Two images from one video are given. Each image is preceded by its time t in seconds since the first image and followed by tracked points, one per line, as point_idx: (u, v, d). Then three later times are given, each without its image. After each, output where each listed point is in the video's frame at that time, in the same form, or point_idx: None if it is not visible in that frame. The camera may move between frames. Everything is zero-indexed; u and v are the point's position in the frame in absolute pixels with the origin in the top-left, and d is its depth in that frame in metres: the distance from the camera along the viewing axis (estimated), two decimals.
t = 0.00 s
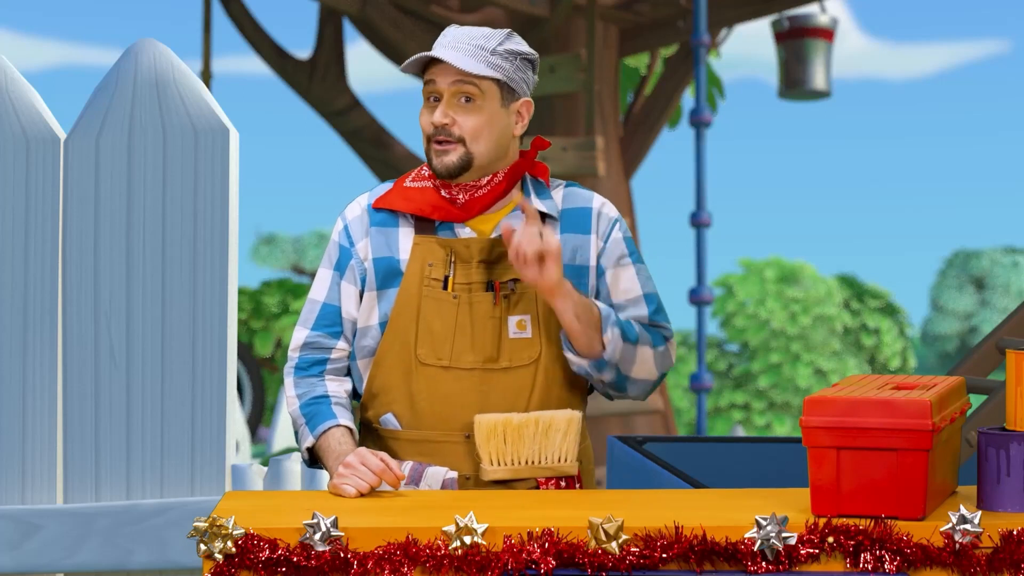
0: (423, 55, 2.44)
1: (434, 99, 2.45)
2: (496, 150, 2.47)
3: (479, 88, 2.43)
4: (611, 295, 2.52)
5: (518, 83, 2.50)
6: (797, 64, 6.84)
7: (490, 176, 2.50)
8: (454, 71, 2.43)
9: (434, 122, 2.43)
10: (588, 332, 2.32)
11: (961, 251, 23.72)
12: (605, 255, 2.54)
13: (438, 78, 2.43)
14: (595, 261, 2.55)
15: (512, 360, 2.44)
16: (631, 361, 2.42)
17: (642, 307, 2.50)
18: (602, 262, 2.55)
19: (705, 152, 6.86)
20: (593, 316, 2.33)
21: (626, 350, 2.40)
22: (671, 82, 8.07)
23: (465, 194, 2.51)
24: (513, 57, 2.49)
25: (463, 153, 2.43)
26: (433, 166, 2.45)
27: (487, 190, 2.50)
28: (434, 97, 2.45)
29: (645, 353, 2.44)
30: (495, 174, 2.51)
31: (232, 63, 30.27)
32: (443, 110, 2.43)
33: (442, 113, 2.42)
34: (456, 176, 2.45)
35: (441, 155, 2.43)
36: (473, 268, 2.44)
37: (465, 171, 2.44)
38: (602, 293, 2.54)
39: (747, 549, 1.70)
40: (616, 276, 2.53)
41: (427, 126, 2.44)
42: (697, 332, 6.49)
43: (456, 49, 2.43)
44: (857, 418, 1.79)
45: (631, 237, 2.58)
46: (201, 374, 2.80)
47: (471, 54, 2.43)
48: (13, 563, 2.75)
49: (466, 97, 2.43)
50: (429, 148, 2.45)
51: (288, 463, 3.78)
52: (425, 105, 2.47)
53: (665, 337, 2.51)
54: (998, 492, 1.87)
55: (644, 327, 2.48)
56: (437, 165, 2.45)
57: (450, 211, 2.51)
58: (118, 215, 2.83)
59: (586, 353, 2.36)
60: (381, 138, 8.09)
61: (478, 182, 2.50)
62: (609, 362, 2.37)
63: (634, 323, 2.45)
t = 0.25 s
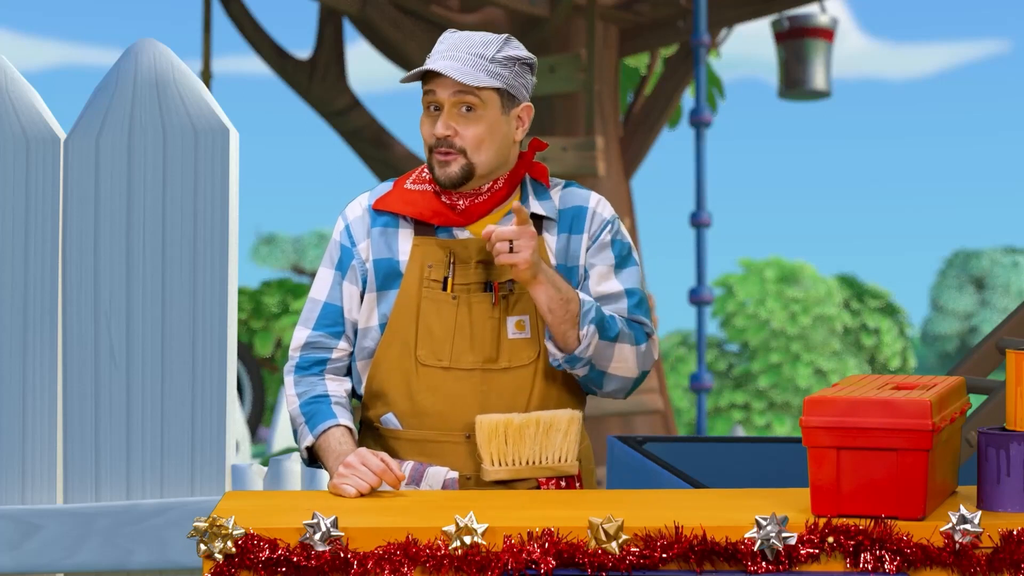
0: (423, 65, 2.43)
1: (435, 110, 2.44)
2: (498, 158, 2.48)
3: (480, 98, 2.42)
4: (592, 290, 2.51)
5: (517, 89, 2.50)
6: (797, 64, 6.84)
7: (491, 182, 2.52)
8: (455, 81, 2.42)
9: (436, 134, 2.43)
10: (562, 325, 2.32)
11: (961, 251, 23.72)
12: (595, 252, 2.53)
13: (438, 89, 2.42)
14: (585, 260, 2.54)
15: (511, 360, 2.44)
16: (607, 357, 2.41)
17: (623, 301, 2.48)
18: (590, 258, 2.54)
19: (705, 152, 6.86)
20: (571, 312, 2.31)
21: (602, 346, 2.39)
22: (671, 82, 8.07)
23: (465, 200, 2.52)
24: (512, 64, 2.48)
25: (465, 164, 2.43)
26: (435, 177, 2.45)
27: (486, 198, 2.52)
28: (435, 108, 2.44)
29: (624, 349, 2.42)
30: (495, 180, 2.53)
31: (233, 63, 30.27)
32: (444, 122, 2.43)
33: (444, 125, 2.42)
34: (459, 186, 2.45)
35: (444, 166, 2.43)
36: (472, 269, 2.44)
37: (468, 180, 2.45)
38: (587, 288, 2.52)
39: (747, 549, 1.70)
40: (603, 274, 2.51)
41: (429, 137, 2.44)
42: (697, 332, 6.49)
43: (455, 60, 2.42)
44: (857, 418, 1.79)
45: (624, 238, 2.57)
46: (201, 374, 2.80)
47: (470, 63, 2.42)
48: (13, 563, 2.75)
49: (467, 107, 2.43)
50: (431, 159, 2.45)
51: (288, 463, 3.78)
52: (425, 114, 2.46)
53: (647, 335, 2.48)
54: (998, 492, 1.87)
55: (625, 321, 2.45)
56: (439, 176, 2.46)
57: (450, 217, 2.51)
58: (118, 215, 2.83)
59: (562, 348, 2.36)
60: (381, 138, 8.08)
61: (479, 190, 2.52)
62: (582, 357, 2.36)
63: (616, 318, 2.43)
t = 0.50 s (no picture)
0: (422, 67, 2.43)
1: (435, 112, 2.45)
2: (497, 161, 2.48)
3: (479, 101, 2.42)
4: (591, 293, 2.51)
5: (516, 90, 2.50)
6: (797, 64, 6.84)
7: (490, 184, 2.52)
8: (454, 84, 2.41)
9: (435, 137, 2.43)
10: (562, 329, 2.33)
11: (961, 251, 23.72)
12: (594, 254, 2.53)
13: (437, 91, 2.42)
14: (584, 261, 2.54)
15: (510, 361, 2.44)
16: (605, 362, 2.42)
17: (623, 306, 2.49)
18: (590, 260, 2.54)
19: (705, 152, 6.85)
20: (571, 317, 2.32)
21: (601, 351, 2.40)
22: (671, 82, 8.07)
23: (464, 202, 2.52)
24: (511, 65, 2.48)
25: (464, 167, 2.43)
26: (434, 179, 2.45)
27: (485, 200, 2.52)
28: (435, 110, 2.44)
29: (622, 352, 2.43)
30: (495, 181, 2.52)
31: (232, 62, 30.27)
32: (444, 126, 2.43)
33: (443, 129, 2.42)
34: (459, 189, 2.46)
35: (443, 169, 2.43)
36: (471, 270, 2.43)
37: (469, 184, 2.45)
38: (586, 290, 2.52)
39: (747, 549, 1.70)
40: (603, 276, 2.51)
41: (428, 141, 2.45)
42: (697, 332, 6.48)
43: (455, 62, 2.41)
44: (857, 418, 1.79)
45: (624, 241, 2.57)
46: (201, 374, 2.80)
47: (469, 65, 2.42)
48: (13, 563, 2.75)
49: (466, 110, 2.43)
50: (431, 162, 2.45)
51: (288, 463, 3.78)
52: (425, 116, 2.46)
53: (647, 340, 2.49)
54: (998, 492, 1.87)
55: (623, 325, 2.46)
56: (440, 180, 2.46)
57: (448, 218, 2.51)
58: (118, 216, 2.83)
59: (561, 352, 2.36)
60: (381, 138, 8.08)
61: (477, 192, 2.52)
62: (581, 363, 2.36)
63: (616, 322, 2.43)
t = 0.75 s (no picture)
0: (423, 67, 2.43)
1: (435, 110, 2.45)
2: (497, 160, 2.48)
3: (479, 100, 2.42)
4: (588, 294, 2.51)
5: (517, 90, 2.50)
6: (797, 64, 6.84)
7: (490, 185, 2.53)
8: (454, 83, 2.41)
9: (435, 136, 2.43)
10: (558, 331, 2.33)
11: (961, 251, 23.72)
12: (591, 255, 2.53)
13: (438, 90, 2.42)
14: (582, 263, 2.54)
15: (507, 362, 2.45)
16: (601, 363, 2.41)
17: (619, 306, 2.49)
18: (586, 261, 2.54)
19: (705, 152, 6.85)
20: (565, 318, 2.32)
21: (596, 351, 2.39)
22: (672, 82, 8.06)
23: (464, 202, 2.52)
24: (511, 65, 2.48)
25: (464, 165, 2.43)
26: (434, 178, 2.45)
27: (485, 201, 2.52)
28: (435, 109, 2.44)
29: (618, 354, 2.42)
30: (495, 184, 2.53)
31: (233, 62, 30.29)
32: (444, 124, 2.43)
33: (443, 127, 2.42)
34: (459, 188, 2.46)
35: (443, 167, 2.43)
36: (468, 271, 2.44)
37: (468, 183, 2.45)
38: (582, 291, 2.53)
39: (747, 549, 1.70)
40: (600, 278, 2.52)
41: (428, 140, 2.45)
42: (697, 333, 6.48)
43: (456, 62, 2.41)
44: (857, 418, 1.79)
45: (621, 242, 2.57)
46: (201, 374, 2.80)
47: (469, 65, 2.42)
48: (13, 563, 2.75)
49: (466, 109, 2.43)
50: (431, 160, 2.45)
51: (288, 463, 3.78)
52: (425, 115, 2.46)
53: (642, 341, 2.48)
54: (998, 492, 1.87)
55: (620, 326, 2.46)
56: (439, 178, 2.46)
57: (447, 219, 2.51)
58: (118, 215, 2.83)
59: (555, 353, 2.37)
60: (381, 138, 8.08)
61: (478, 192, 2.53)
62: (576, 364, 2.36)
63: (611, 323, 2.43)
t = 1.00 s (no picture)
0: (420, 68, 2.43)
1: (431, 112, 2.45)
2: (493, 161, 2.47)
3: (474, 101, 2.42)
4: (586, 295, 2.51)
5: (513, 92, 2.50)
6: (797, 64, 6.84)
7: (489, 186, 2.52)
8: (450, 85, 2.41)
9: (430, 137, 2.43)
10: (555, 332, 2.33)
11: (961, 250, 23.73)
12: (590, 255, 2.54)
13: (433, 91, 2.42)
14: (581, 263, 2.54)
15: (504, 363, 2.44)
16: (598, 362, 2.41)
17: (617, 306, 2.49)
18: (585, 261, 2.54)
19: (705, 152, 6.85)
20: (563, 317, 2.33)
21: (594, 350, 2.39)
22: (672, 82, 8.06)
23: (462, 203, 2.52)
24: (508, 67, 2.48)
25: (459, 167, 2.43)
26: (429, 179, 2.45)
27: (484, 201, 2.52)
28: (430, 110, 2.44)
29: (616, 355, 2.42)
30: (494, 183, 2.53)
31: (233, 62, 30.30)
32: (439, 125, 2.43)
33: (438, 128, 2.42)
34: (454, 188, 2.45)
35: (437, 168, 2.43)
36: (466, 271, 2.44)
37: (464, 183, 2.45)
38: (580, 291, 2.52)
39: (747, 549, 1.70)
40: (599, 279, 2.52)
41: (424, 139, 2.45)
42: (697, 333, 6.48)
43: (453, 63, 2.41)
44: (857, 418, 1.79)
45: (620, 241, 2.56)
46: (201, 374, 2.80)
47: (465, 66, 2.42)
48: (14, 563, 2.75)
49: (461, 110, 2.42)
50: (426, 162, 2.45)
51: (288, 463, 3.78)
52: (421, 116, 2.46)
53: (641, 341, 2.49)
54: (998, 492, 1.87)
55: (617, 325, 2.46)
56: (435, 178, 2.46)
57: (446, 219, 2.51)
58: (118, 215, 2.83)
59: (553, 352, 2.37)
60: (381, 138, 8.07)
61: (476, 192, 2.52)
62: (573, 362, 2.36)
63: (609, 323, 2.43)
